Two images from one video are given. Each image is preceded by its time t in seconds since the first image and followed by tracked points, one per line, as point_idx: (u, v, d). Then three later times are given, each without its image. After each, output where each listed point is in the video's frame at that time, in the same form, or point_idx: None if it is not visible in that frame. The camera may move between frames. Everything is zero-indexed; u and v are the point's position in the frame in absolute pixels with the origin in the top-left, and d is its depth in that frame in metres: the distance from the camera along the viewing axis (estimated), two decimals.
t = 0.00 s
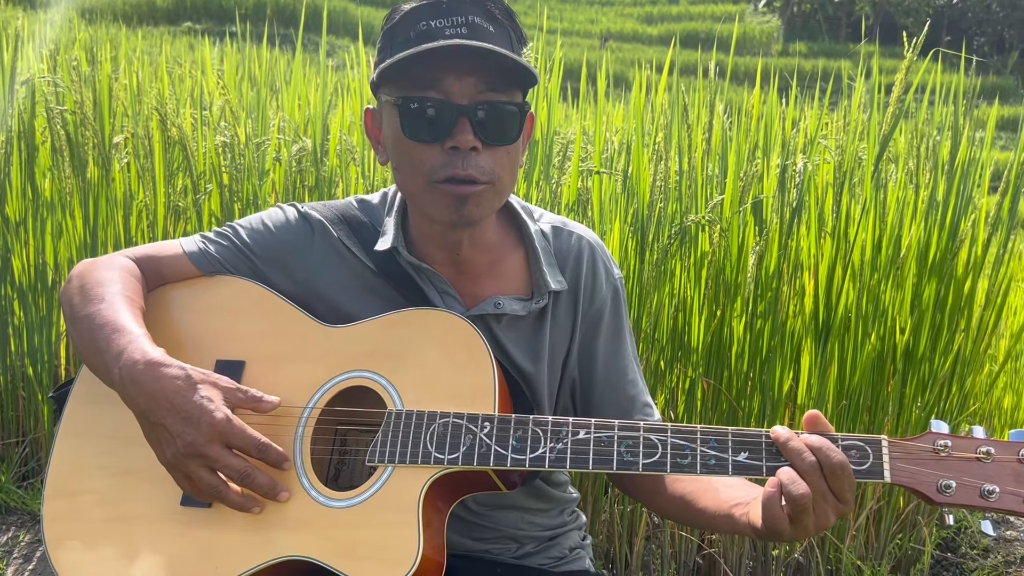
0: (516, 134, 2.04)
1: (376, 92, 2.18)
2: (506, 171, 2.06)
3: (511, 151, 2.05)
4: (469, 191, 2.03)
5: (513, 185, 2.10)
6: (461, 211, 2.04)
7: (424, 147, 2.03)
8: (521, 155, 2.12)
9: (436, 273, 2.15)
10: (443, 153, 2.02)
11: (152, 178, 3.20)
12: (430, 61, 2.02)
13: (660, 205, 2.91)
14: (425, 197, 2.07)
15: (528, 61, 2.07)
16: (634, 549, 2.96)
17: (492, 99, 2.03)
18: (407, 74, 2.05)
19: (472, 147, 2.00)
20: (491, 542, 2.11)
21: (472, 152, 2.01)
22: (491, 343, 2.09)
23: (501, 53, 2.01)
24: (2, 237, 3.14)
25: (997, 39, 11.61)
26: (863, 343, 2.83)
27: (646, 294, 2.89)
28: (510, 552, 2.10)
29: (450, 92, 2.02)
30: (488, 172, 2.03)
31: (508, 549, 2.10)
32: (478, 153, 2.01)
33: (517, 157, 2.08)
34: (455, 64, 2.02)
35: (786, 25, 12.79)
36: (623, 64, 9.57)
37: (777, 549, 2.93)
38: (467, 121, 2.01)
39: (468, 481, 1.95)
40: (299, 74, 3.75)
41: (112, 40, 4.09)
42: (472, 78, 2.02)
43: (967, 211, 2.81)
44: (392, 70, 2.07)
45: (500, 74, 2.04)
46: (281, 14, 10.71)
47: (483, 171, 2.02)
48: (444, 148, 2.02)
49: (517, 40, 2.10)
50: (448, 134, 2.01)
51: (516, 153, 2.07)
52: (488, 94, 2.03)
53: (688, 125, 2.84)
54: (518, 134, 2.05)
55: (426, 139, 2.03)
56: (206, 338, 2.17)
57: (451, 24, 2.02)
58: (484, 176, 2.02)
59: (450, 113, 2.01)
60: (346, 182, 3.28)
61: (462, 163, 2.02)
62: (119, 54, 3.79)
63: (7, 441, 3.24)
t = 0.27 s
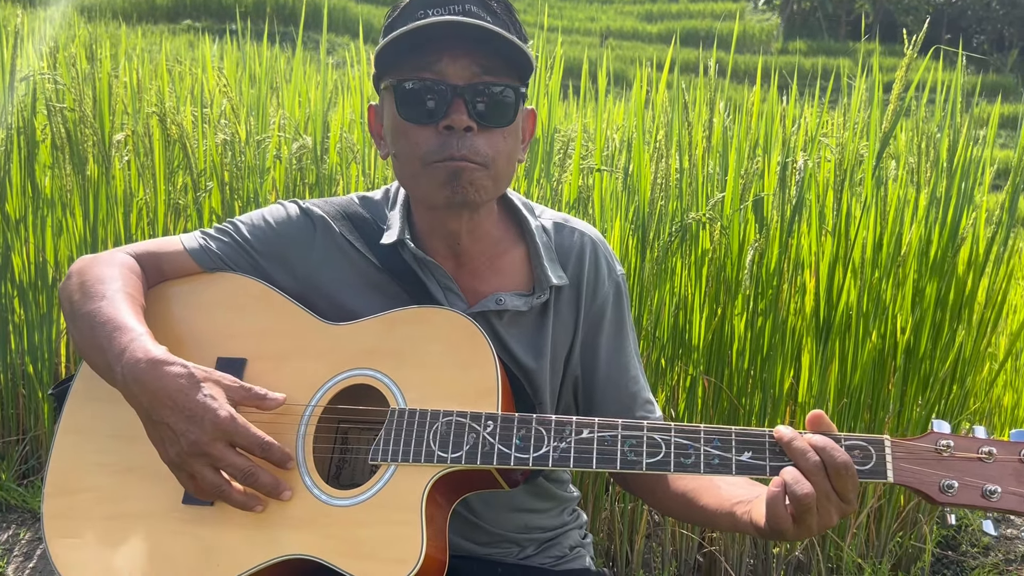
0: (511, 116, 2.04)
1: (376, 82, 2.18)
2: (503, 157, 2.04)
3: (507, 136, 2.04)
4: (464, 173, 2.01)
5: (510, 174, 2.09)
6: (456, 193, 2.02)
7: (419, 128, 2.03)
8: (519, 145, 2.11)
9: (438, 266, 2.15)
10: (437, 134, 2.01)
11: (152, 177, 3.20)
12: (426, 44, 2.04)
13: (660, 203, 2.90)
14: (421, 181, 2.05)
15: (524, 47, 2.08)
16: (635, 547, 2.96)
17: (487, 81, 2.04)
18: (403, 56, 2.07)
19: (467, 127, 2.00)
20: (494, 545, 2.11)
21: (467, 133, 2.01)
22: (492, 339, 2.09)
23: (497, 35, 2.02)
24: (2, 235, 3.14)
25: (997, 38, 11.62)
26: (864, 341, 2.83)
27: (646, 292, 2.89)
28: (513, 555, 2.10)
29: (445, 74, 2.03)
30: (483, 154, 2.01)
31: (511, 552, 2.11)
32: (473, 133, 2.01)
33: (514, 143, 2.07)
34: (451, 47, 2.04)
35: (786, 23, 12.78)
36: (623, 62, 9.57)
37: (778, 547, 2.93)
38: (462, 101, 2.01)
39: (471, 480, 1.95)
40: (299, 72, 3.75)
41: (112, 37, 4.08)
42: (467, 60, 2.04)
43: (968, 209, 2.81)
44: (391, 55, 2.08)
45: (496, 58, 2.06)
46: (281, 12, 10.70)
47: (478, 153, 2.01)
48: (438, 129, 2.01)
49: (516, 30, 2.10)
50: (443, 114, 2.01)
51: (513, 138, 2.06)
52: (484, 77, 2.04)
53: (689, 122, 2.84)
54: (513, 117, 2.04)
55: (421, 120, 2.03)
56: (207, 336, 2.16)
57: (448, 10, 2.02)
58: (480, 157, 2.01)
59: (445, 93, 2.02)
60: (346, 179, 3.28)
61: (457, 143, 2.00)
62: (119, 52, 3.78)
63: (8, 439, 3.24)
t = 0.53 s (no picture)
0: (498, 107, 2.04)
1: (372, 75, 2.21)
2: (490, 147, 2.05)
3: (495, 126, 2.04)
4: (450, 163, 2.03)
5: (500, 165, 2.09)
6: (443, 184, 2.04)
7: (406, 119, 2.06)
8: (512, 136, 2.11)
9: (441, 258, 2.15)
10: (423, 125, 2.03)
11: (154, 176, 3.20)
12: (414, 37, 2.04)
13: (662, 201, 2.90)
14: (410, 172, 2.08)
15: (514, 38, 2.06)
16: (637, 546, 2.96)
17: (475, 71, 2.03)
18: (391, 48, 2.08)
19: (451, 117, 2.01)
20: (496, 544, 2.11)
21: (452, 123, 2.02)
22: (494, 332, 2.09)
23: (484, 27, 2.00)
24: (3, 234, 3.13)
25: (998, 36, 11.63)
26: (867, 337, 2.82)
27: (648, 290, 2.88)
28: (516, 553, 2.10)
29: (432, 65, 2.04)
30: (468, 144, 2.02)
31: (513, 551, 2.10)
32: (459, 124, 2.02)
33: (503, 133, 2.07)
34: (438, 39, 2.04)
35: (786, 21, 12.78)
36: (622, 60, 9.56)
37: (779, 546, 2.92)
38: (447, 92, 2.03)
39: (477, 477, 1.95)
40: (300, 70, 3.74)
41: (111, 36, 4.07)
42: (454, 51, 2.04)
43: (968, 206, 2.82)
44: (381, 48, 2.10)
45: (485, 49, 2.04)
46: (280, 10, 10.69)
47: (464, 143, 2.02)
48: (424, 120, 2.03)
49: (510, 24, 2.07)
50: (428, 105, 2.03)
51: (501, 128, 2.06)
52: (471, 67, 2.04)
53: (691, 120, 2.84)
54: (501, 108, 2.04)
55: (408, 111, 2.05)
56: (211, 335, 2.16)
57: None
58: (465, 148, 2.02)
59: (430, 83, 2.03)
60: (348, 177, 3.27)
61: (442, 133, 2.02)
62: (119, 50, 3.77)
63: (9, 438, 3.24)
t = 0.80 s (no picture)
0: (505, 127, 2.03)
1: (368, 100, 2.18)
2: (498, 170, 2.05)
3: (502, 148, 2.04)
4: (463, 192, 2.02)
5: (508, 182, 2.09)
6: (458, 213, 2.04)
7: (414, 151, 2.04)
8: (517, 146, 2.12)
9: (442, 260, 2.13)
10: (433, 155, 2.02)
11: (155, 173, 3.20)
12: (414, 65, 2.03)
13: (663, 199, 2.90)
14: (422, 202, 2.07)
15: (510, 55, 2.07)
16: (637, 543, 2.96)
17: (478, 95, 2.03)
18: (391, 78, 2.05)
19: (461, 147, 2.00)
20: (496, 539, 2.11)
21: (462, 152, 2.01)
22: (495, 330, 2.09)
23: (482, 51, 2.01)
24: (4, 231, 3.13)
25: (999, 33, 11.61)
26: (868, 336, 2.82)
27: (649, 288, 2.88)
28: (516, 549, 2.10)
29: (435, 92, 2.02)
30: (479, 170, 2.02)
31: (514, 547, 2.10)
32: (468, 152, 2.01)
33: (510, 153, 2.07)
34: (438, 64, 2.02)
35: (787, 18, 12.77)
36: (623, 58, 9.56)
37: (781, 544, 2.93)
38: (454, 120, 2.01)
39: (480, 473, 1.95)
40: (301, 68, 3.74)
41: (112, 34, 4.07)
42: (456, 78, 2.02)
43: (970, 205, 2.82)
44: (379, 76, 2.07)
45: (485, 71, 2.04)
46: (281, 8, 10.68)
47: (475, 170, 2.01)
48: (433, 150, 2.01)
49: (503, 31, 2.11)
50: (436, 135, 2.01)
51: (508, 148, 2.06)
52: (475, 91, 2.03)
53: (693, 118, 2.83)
54: (507, 127, 2.04)
55: (415, 142, 2.03)
56: (211, 334, 2.16)
57: (431, 25, 2.03)
58: (476, 174, 2.02)
59: (435, 113, 2.01)
60: (348, 175, 3.27)
61: (453, 163, 2.01)
62: (120, 47, 3.77)
63: (10, 435, 3.24)
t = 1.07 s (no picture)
0: (494, 133, 2.03)
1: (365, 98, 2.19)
2: (487, 174, 2.05)
3: (492, 152, 2.04)
4: (448, 195, 2.04)
5: (499, 185, 2.09)
6: (444, 214, 2.06)
7: (402, 153, 2.05)
8: (511, 148, 2.11)
9: (442, 260, 2.14)
10: (421, 158, 2.03)
11: (156, 172, 3.20)
12: (406, 67, 2.02)
13: (664, 197, 2.90)
14: (409, 202, 2.08)
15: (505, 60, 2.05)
16: (638, 542, 2.96)
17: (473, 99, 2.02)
18: (381, 78, 2.05)
19: (448, 151, 2.01)
20: (497, 536, 2.11)
21: (449, 156, 2.01)
22: (495, 329, 2.09)
23: (474, 56, 1.98)
24: (5, 230, 3.13)
25: (1001, 31, 11.58)
26: (869, 335, 2.82)
27: (650, 287, 2.87)
28: (517, 546, 2.10)
29: (425, 96, 2.02)
30: (467, 175, 2.03)
31: (514, 544, 2.11)
32: (455, 156, 2.02)
33: (500, 156, 2.07)
34: (429, 68, 2.01)
35: (788, 16, 12.75)
36: (624, 55, 9.55)
37: (782, 543, 2.94)
38: (443, 124, 2.01)
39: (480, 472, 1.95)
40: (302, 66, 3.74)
41: (113, 33, 4.07)
42: (447, 83, 2.02)
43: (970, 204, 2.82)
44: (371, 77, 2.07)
45: (476, 76, 2.02)
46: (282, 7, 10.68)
47: (462, 174, 2.03)
48: (421, 153, 2.02)
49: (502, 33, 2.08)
50: (424, 139, 2.02)
51: (499, 152, 2.06)
52: (465, 96, 2.03)
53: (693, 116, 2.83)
54: (497, 132, 2.03)
55: (403, 144, 2.04)
56: (213, 334, 2.17)
57: (425, 27, 2.01)
58: (463, 179, 2.03)
59: (424, 117, 2.02)
60: (349, 173, 3.27)
61: (439, 166, 2.02)
62: (121, 46, 3.77)
63: (12, 434, 3.24)
